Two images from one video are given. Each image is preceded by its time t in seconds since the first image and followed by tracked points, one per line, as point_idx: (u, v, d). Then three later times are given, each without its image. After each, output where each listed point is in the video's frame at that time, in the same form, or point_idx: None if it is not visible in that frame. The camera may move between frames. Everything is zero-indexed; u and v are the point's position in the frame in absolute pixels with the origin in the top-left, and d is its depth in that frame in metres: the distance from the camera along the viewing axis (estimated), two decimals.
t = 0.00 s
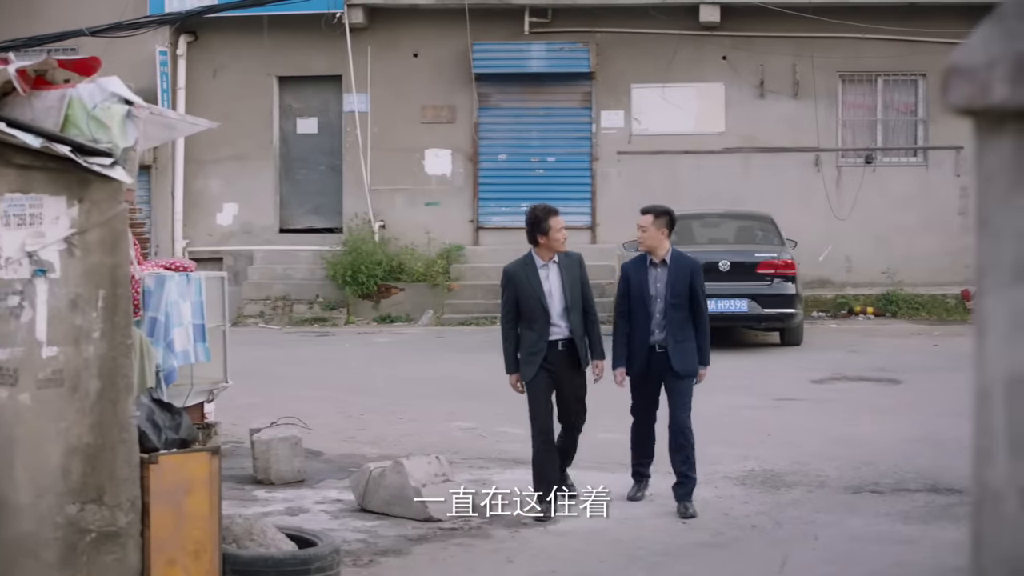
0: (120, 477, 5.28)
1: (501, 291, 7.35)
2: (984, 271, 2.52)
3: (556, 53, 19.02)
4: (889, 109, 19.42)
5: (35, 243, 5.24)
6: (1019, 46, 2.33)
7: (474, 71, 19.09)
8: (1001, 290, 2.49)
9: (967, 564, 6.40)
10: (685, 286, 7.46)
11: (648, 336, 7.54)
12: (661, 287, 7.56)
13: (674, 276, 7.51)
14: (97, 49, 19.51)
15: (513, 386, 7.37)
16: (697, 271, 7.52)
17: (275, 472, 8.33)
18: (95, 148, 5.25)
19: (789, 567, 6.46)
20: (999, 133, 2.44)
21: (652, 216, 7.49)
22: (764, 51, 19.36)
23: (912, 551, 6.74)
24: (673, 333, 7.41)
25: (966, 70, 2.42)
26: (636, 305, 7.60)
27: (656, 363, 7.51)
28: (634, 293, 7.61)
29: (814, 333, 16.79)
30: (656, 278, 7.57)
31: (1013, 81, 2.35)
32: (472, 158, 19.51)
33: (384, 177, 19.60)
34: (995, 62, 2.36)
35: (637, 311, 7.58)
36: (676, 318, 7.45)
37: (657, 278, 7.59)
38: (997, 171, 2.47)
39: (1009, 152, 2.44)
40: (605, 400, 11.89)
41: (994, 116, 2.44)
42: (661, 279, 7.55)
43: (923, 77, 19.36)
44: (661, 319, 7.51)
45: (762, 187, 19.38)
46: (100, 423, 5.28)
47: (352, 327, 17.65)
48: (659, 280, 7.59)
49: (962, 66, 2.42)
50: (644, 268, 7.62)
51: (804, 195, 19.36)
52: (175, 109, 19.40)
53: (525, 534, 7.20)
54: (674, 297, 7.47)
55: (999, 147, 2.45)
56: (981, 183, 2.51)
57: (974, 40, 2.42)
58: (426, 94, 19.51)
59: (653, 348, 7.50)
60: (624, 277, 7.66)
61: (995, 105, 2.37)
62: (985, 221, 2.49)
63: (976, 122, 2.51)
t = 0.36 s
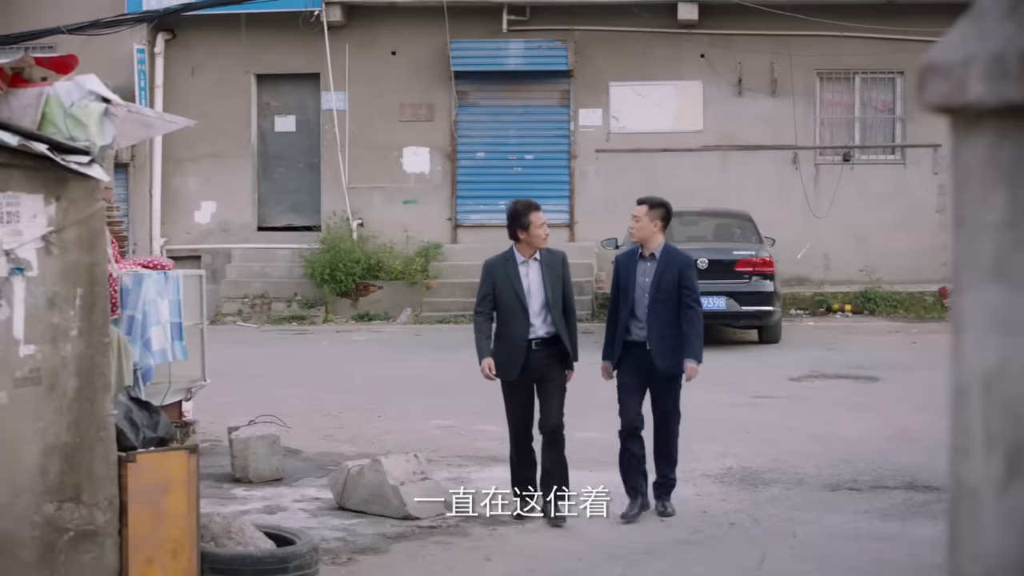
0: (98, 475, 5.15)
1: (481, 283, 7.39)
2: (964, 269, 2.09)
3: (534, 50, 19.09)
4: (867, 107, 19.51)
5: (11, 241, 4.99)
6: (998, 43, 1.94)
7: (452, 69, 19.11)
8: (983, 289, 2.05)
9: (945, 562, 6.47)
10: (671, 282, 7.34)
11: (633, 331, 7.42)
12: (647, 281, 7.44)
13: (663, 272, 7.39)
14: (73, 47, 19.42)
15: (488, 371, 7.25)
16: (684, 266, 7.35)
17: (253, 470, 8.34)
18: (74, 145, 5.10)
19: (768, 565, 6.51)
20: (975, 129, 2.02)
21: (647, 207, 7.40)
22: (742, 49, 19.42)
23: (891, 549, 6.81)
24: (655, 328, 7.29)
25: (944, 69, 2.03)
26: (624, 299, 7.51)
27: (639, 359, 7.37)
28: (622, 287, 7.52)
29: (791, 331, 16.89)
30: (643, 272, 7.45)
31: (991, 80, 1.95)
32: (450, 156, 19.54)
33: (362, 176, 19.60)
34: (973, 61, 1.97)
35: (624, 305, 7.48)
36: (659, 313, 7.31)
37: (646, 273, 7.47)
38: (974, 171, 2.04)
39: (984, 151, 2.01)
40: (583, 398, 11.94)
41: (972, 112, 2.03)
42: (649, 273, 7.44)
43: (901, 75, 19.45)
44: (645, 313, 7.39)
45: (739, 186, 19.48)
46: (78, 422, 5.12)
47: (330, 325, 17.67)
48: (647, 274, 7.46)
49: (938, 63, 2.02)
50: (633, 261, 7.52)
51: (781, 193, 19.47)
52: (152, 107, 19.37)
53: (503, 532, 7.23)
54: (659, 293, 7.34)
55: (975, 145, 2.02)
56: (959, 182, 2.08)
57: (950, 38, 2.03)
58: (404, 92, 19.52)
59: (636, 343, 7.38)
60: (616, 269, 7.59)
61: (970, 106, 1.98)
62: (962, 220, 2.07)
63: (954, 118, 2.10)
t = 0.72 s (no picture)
0: (85, 471, 5.07)
1: (481, 276, 7.22)
2: (949, 261, 2.07)
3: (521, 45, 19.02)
4: (854, 102, 19.56)
5: None
6: (981, 39, 1.92)
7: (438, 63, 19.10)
8: (967, 281, 2.03)
9: (931, 556, 6.52)
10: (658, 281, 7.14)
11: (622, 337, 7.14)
12: (632, 283, 7.16)
13: (647, 271, 7.15)
14: (60, 41, 19.38)
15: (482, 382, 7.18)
16: (668, 265, 7.16)
17: (240, 465, 8.34)
18: (61, 140, 5.03)
19: (755, 559, 6.55)
20: (961, 123, 2.01)
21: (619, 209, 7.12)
22: (729, 44, 19.45)
23: (878, 543, 6.86)
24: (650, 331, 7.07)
25: (928, 63, 2.01)
26: (608, 306, 7.18)
27: (634, 365, 7.10)
28: (606, 293, 7.19)
29: (778, 325, 16.95)
30: (627, 275, 7.17)
31: (975, 74, 1.94)
32: (437, 151, 19.54)
33: (350, 170, 19.59)
34: (958, 55, 1.95)
35: (610, 311, 7.16)
36: (650, 314, 7.10)
37: (627, 275, 7.19)
38: (958, 164, 2.03)
39: (970, 145, 2.00)
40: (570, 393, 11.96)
41: (956, 110, 2.02)
42: (632, 275, 7.17)
43: (888, 70, 19.48)
44: (635, 317, 7.12)
45: (726, 180, 19.54)
46: (65, 418, 5.05)
47: (318, 320, 17.68)
48: (630, 276, 7.19)
49: (923, 58, 2.01)
50: (613, 264, 7.19)
51: (768, 188, 19.53)
52: (139, 102, 19.35)
53: (490, 527, 7.25)
54: (648, 293, 7.12)
55: (960, 139, 2.01)
56: (944, 176, 2.07)
57: (936, 32, 2.01)
58: (391, 87, 19.51)
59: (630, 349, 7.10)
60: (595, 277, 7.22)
61: (956, 100, 1.97)
62: (946, 213, 2.06)
63: (938, 113, 2.09)
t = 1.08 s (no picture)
0: (84, 462, 5.05)
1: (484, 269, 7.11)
2: (947, 253, 2.07)
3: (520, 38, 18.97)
4: (853, 93, 19.54)
5: None
6: (982, 29, 1.92)
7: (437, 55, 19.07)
8: (966, 273, 2.03)
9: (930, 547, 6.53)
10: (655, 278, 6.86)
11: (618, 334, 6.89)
12: (628, 279, 6.91)
13: (643, 267, 6.88)
14: (59, 32, 19.35)
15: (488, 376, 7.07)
16: (665, 259, 6.87)
17: (239, 456, 8.35)
18: (60, 131, 5.00)
19: (754, 550, 6.56)
20: (961, 115, 2.01)
21: (619, 206, 6.84)
22: (728, 35, 19.42)
23: (878, 534, 6.87)
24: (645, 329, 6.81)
25: (928, 54, 2.01)
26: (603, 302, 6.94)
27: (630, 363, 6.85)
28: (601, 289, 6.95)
29: (777, 317, 16.94)
30: (622, 272, 6.90)
31: (975, 64, 1.93)
32: (437, 142, 19.54)
33: (349, 161, 19.58)
34: (958, 45, 1.95)
35: (605, 308, 6.91)
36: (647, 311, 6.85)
37: (623, 270, 6.93)
38: (957, 156, 2.03)
39: (969, 137, 2.00)
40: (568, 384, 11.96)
41: (956, 102, 2.01)
42: (628, 271, 6.91)
43: (887, 61, 19.47)
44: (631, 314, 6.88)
45: (726, 171, 19.51)
46: (64, 409, 5.03)
47: (318, 311, 17.67)
48: (626, 273, 6.93)
49: (922, 49, 2.02)
50: (609, 260, 6.95)
51: (767, 179, 19.51)
52: (138, 93, 19.34)
53: (489, 518, 7.26)
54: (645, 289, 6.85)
55: (960, 131, 2.01)
56: (943, 168, 2.07)
57: (936, 23, 2.01)
58: (390, 78, 19.50)
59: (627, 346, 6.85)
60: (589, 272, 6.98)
61: (955, 91, 1.96)
62: (946, 205, 2.06)
63: (938, 103, 2.08)
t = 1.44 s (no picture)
0: (85, 454, 5.05)
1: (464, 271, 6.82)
2: (948, 245, 2.07)
3: (521, 29, 18.93)
4: (854, 85, 19.52)
5: None
6: (982, 21, 1.93)
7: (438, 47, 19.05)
8: (967, 265, 2.03)
9: (931, 539, 6.53)
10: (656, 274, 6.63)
11: (614, 328, 6.70)
12: (631, 272, 6.72)
13: (647, 261, 6.66)
14: (60, 25, 19.32)
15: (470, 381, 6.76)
16: (672, 258, 6.62)
17: (240, 448, 8.35)
18: (60, 123, 5.00)
19: (755, 542, 6.56)
20: (961, 107, 2.01)
21: (637, 193, 6.67)
22: (730, 27, 19.38)
23: (878, 526, 6.87)
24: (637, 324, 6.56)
25: (929, 46, 2.01)
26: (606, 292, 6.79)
27: (622, 359, 6.65)
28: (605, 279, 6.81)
29: (778, 309, 16.95)
30: (627, 264, 6.73)
31: (975, 56, 1.94)
32: (438, 134, 19.53)
33: (350, 154, 19.58)
34: (958, 38, 1.95)
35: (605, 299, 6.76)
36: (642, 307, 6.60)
37: (630, 263, 6.75)
38: (958, 148, 2.02)
39: (970, 129, 2.00)
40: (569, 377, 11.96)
41: (957, 93, 2.01)
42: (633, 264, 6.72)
43: (888, 53, 19.45)
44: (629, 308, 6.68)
45: (727, 163, 19.49)
46: (65, 401, 5.02)
47: (319, 303, 17.68)
48: (631, 266, 6.75)
49: (923, 41, 2.02)
50: (618, 251, 6.79)
51: (769, 171, 19.49)
52: (138, 86, 19.33)
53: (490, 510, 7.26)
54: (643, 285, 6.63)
55: (960, 123, 2.01)
56: (943, 160, 2.06)
57: (936, 15, 2.01)
58: (391, 70, 19.49)
59: (619, 342, 6.65)
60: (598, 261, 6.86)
61: (957, 83, 1.96)
62: (946, 197, 2.05)
63: (938, 95, 2.08)
